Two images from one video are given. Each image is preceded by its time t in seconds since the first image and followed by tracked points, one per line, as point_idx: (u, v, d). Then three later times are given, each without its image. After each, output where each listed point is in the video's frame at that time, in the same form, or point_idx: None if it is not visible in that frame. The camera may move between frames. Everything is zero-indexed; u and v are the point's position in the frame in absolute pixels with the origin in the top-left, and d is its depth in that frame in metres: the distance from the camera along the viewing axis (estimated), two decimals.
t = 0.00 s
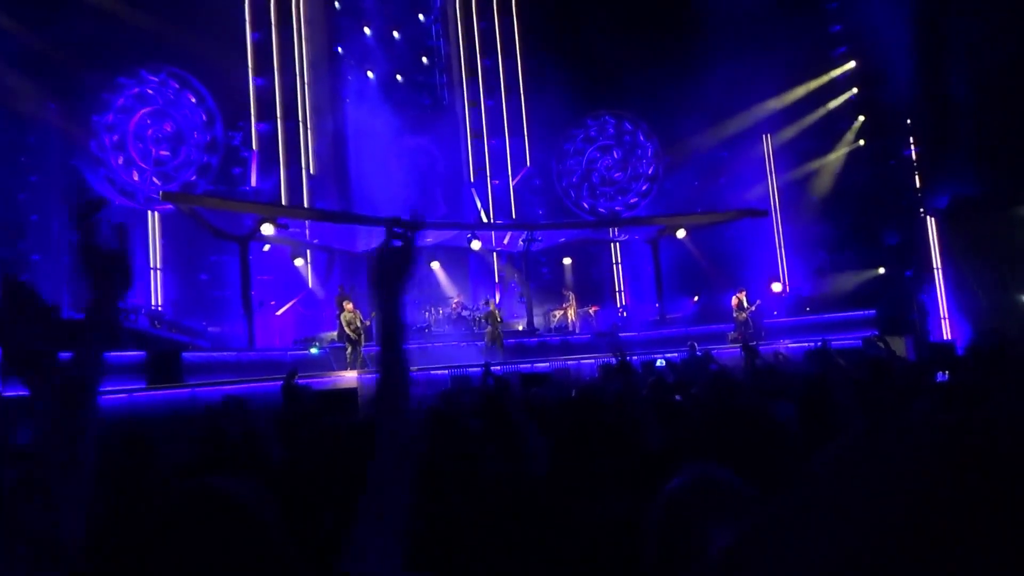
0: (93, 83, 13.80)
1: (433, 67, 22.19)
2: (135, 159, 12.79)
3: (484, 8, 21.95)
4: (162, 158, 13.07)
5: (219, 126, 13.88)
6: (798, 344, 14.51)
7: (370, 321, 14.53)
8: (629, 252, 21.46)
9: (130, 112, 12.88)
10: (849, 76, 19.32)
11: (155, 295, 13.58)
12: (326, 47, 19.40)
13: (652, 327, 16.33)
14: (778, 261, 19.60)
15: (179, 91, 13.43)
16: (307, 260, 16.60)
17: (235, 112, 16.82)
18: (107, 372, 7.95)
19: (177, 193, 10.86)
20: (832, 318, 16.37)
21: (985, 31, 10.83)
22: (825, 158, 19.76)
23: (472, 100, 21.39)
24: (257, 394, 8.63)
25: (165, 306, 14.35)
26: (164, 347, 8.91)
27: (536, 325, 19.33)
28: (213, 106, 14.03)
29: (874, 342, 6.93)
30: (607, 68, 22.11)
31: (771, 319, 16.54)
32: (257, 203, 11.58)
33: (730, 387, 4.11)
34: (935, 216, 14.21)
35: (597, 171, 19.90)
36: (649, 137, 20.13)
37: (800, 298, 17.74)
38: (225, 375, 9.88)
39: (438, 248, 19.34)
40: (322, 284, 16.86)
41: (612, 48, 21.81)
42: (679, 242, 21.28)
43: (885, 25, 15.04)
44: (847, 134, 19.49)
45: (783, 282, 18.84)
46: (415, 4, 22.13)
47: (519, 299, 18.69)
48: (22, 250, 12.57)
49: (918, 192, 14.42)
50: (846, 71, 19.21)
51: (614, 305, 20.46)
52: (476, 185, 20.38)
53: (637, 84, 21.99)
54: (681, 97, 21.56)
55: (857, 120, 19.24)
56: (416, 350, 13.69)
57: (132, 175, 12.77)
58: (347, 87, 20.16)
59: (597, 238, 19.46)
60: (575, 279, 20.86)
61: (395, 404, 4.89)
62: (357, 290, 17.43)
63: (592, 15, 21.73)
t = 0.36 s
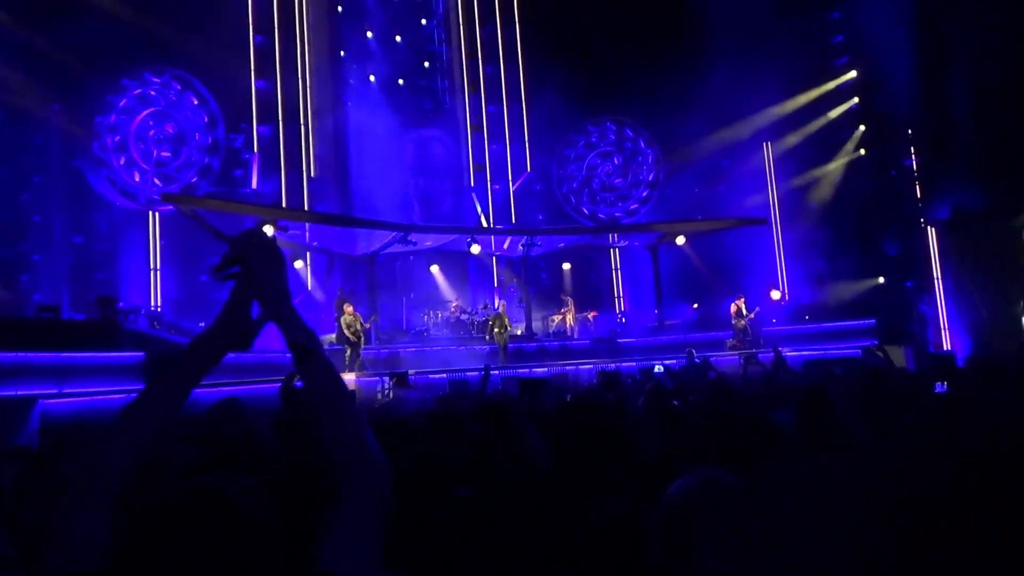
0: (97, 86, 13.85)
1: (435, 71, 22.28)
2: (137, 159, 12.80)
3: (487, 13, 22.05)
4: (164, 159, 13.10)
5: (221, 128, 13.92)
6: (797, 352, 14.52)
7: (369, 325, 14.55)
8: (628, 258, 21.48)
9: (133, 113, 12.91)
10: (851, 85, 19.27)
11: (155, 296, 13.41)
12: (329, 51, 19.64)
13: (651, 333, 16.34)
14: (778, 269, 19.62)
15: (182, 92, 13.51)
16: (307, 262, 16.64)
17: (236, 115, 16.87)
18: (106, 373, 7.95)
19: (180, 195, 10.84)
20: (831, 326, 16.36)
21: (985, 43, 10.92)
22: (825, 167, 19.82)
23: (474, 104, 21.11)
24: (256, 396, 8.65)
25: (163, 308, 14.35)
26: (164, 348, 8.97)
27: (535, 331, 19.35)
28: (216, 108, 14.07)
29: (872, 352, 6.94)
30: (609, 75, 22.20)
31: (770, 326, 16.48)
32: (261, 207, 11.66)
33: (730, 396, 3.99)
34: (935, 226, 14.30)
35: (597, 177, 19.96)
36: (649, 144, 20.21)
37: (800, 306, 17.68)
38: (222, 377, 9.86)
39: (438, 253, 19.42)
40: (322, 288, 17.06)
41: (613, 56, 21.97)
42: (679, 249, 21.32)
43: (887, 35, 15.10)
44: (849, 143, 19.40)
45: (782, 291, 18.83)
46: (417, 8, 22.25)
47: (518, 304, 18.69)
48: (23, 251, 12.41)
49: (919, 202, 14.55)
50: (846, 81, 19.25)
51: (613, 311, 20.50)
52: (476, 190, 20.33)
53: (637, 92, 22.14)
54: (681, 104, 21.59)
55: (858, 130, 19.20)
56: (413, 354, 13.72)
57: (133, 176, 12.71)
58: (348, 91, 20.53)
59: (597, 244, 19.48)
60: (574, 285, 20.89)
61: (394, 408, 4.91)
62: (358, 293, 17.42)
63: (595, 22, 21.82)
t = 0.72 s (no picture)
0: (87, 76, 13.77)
1: (425, 68, 22.21)
2: (126, 152, 12.78)
3: (479, 12, 22.08)
4: (152, 151, 13.09)
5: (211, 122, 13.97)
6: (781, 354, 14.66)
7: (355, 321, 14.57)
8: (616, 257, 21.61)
9: (122, 105, 12.87)
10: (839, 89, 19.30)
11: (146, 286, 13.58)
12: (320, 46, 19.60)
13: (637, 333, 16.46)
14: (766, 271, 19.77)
15: (172, 85, 13.52)
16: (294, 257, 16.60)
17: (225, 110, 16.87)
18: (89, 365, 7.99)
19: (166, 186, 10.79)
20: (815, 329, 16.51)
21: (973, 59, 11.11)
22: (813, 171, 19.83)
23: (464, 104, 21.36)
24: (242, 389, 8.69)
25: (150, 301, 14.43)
26: (149, 341, 9.03)
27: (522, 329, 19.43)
28: (206, 102, 14.10)
29: (856, 353, 7.03)
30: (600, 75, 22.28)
31: (755, 328, 16.61)
32: (247, 200, 11.60)
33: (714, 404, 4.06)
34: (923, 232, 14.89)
35: (586, 176, 20.08)
36: (638, 145, 20.38)
37: (786, 308, 17.77)
38: (206, 370, 9.89)
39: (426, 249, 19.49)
40: (309, 282, 16.98)
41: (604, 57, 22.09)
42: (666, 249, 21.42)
43: (874, 43, 15.26)
44: (838, 146, 19.47)
45: (768, 292, 18.97)
46: (409, 6, 22.20)
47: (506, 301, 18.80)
48: (10, 241, 12.36)
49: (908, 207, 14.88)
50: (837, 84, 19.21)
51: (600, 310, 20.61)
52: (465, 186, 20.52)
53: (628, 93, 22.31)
54: (667, 107, 22.03)
55: (848, 133, 19.25)
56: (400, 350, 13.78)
57: (122, 168, 12.70)
58: (339, 87, 20.48)
59: (585, 243, 19.59)
60: (562, 283, 20.97)
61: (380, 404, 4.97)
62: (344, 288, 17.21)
63: (586, 23, 21.90)
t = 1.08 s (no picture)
0: (36, 52, 12.94)
1: (391, 56, 21.07)
2: (76, 134, 12.32)
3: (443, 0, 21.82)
4: (104, 135, 12.68)
5: (165, 105, 13.77)
6: (740, 348, 14.87)
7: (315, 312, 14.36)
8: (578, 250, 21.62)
9: (71, 86, 12.41)
10: (800, 88, 19.96)
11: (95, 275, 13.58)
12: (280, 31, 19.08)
13: (599, 325, 16.51)
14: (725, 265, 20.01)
15: (125, 66, 13.09)
16: (252, 246, 16.41)
17: (180, 92, 16.20)
18: (34, 354, 7.70)
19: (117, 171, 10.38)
20: (773, 323, 16.71)
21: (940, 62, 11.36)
22: (773, 168, 20.39)
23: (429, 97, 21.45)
24: (197, 380, 8.48)
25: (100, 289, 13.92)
26: (98, 331, 8.67)
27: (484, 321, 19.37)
28: (159, 84, 13.91)
29: (810, 349, 7.14)
30: (565, 69, 22.23)
31: (716, 321, 16.70)
32: (205, 187, 11.26)
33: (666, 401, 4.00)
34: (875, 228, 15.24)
35: (550, 169, 20.09)
36: (603, 139, 20.41)
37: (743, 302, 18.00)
38: (160, 361, 9.59)
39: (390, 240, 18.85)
40: (268, 272, 16.84)
41: (568, 50, 22.07)
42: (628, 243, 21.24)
43: (835, 41, 15.47)
44: (797, 143, 20.16)
45: (727, 287, 19.13)
46: None
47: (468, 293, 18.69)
48: None
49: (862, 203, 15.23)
50: (797, 83, 19.87)
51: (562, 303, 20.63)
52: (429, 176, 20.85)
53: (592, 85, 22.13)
54: (632, 101, 21.73)
55: (806, 131, 20.01)
56: (361, 341, 13.59)
57: (70, 152, 12.29)
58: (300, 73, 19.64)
59: (548, 236, 19.60)
60: (525, 275, 20.92)
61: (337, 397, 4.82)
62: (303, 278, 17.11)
63: (552, 14, 21.84)
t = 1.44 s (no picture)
0: None
1: (360, 57, 21.54)
2: (36, 136, 12.05)
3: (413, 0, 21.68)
4: (65, 137, 12.41)
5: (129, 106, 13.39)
6: (711, 345, 15.01)
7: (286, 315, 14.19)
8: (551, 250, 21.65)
9: (31, 86, 12.11)
10: (767, 87, 20.20)
11: (57, 281, 13.30)
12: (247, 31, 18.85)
13: (572, 325, 16.51)
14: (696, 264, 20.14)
15: (87, 67, 12.80)
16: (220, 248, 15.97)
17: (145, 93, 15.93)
18: None
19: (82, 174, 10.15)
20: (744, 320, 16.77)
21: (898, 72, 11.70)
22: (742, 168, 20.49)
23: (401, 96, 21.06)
24: (165, 385, 8.33)
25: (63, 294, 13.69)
26: (60, 336, 8.54)
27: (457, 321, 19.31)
28: (122, 84, 13.49)
29: (782, 344, 7.21)
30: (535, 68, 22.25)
31: (686, 319, 16.80)
32: (169, 189, 11.09)
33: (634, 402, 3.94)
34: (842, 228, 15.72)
35: (521, 170, 20.08)
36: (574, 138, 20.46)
37: (714, 300, 18.09)
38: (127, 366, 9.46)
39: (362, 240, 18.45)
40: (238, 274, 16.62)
41: (537, 51, 22.08)
42: (600, 242, 21.28)
43: (799, 42, 15.73)
44: (766, 142, 20.27)
45: (699, 285, 19.25)
46: None
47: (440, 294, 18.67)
48: None
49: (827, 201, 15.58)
50: (763, 83, 20.19)
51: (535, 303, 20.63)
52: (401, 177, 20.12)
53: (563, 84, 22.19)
54: (602, 104, 21.82)
55: (774, 131, 20.06)
56: (333, 343, 13.48)
57: (31, 154, 11.99)
58: (268, 74, 19.68)
59: (520, 236, 19.61)
60: (497, 276, 20.89)
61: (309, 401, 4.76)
62: (275, 281, 17.27)
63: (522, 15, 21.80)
